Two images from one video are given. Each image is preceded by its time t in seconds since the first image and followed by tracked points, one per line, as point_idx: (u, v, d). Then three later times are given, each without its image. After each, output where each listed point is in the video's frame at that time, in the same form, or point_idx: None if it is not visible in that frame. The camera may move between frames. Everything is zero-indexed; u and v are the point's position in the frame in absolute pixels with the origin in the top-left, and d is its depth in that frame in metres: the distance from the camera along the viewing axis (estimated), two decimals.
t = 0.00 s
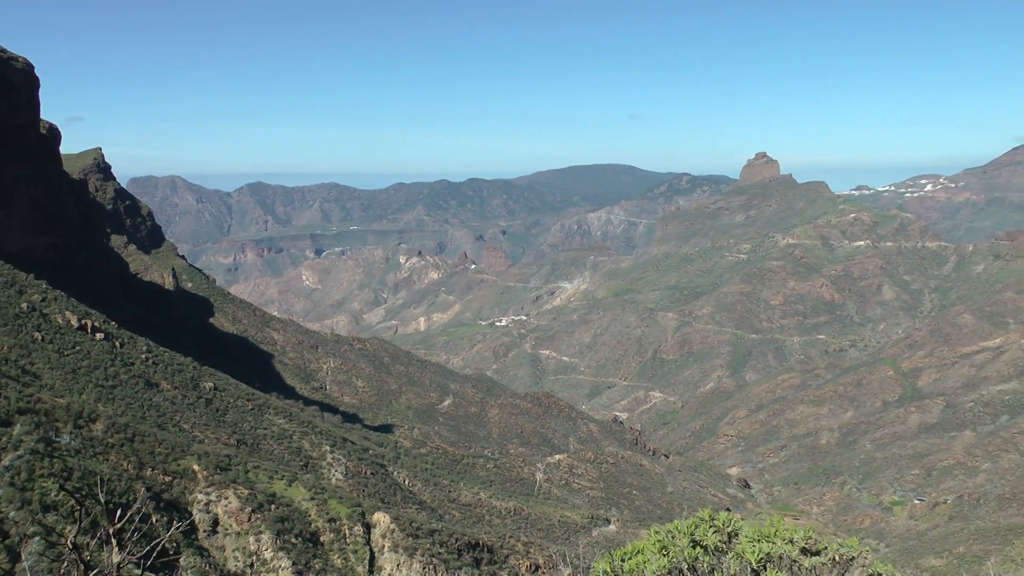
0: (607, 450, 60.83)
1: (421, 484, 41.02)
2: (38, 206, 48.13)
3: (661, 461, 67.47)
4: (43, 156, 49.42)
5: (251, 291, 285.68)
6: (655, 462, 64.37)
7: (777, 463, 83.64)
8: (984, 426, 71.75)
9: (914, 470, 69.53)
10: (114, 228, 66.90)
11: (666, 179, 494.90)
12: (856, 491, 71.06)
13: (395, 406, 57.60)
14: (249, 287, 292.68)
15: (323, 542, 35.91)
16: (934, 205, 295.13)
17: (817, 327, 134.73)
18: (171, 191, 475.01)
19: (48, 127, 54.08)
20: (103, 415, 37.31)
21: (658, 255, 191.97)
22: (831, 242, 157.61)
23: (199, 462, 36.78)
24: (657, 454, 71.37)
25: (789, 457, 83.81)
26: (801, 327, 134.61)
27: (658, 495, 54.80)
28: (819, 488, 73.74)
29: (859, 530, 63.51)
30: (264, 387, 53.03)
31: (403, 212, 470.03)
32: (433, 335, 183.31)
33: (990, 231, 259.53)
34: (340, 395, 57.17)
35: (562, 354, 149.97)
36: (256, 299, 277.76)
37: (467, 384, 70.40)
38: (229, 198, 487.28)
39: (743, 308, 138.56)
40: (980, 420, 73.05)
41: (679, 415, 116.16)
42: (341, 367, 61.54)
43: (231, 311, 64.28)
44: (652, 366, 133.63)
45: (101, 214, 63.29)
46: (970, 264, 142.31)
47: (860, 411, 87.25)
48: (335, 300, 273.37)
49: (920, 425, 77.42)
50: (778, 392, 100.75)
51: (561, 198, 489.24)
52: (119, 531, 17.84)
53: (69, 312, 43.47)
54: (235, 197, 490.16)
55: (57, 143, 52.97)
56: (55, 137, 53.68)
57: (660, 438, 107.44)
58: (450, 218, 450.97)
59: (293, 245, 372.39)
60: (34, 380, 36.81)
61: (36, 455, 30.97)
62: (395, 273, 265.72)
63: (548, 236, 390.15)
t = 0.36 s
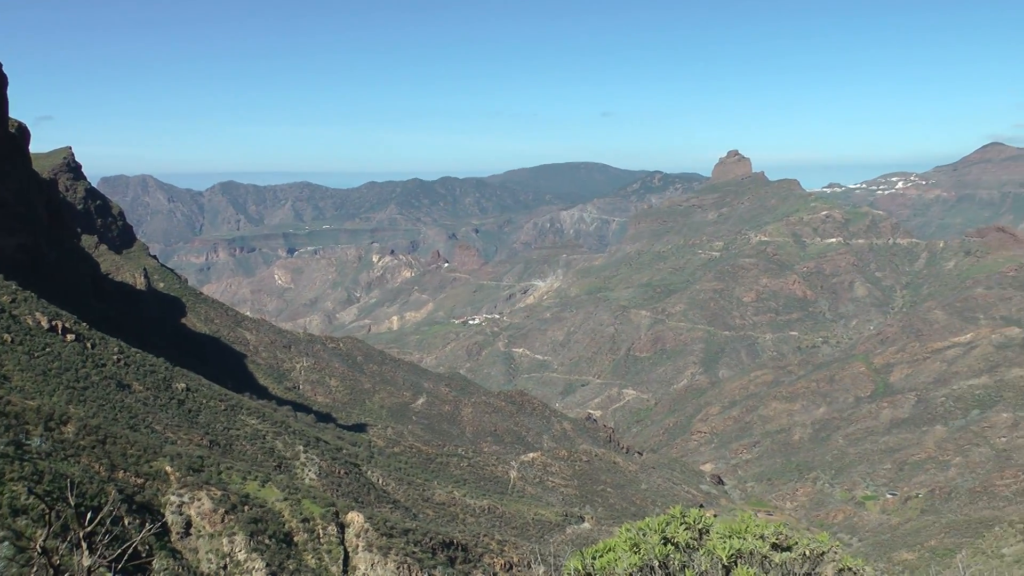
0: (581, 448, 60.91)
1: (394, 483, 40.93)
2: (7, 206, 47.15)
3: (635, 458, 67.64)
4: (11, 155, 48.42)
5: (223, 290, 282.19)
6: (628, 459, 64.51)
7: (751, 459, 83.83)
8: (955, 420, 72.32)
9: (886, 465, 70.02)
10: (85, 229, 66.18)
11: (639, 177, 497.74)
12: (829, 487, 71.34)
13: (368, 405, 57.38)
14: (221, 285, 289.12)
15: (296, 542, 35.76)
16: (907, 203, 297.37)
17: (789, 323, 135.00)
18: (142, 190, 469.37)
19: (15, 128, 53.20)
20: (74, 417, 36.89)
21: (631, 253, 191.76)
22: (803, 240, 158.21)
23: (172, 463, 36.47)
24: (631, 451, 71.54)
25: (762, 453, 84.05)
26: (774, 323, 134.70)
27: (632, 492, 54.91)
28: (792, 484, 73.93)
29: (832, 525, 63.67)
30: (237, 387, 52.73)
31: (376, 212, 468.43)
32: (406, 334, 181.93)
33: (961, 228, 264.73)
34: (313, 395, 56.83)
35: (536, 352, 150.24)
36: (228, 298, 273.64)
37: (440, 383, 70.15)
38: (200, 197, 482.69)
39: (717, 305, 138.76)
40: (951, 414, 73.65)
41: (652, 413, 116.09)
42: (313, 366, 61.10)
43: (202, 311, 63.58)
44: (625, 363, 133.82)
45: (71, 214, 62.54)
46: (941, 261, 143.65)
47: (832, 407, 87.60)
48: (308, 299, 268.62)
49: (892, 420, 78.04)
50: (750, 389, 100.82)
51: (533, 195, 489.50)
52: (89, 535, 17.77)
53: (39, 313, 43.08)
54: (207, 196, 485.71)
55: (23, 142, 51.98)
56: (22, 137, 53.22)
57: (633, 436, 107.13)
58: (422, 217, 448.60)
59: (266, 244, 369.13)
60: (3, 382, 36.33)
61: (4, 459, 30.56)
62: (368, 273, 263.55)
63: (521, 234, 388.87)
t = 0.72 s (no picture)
0: (552, 446, 60.91)
1: (365, 482, 40.80)
2: None
3: (606, 456, 67.84)
4: None
5: (193, 289, 278.87)
6: (600, 457, 64.62)
7: (722, 456, 84.02)
8: (925, 417, 72.86)
9: (856, 461, 70.47)
10: (54, 227, 65.25)
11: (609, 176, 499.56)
12: (800, 483, 71.58)
13: (339, 404, 57.03)
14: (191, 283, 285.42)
15: (268, 542, 35.58)
16: (876, 202, 300.39)
17: (760, 322, 135.19)
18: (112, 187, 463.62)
19: None
20: (42, 418, 36.46)
21: (602, 251, 191.63)
22: (774, 238, 158.37)
23: (142, 463, 36.13)
24: (603, 449, 71.72)
25: (734, 450, 84.27)
26: (744, 322, 134.93)
27: (604, 490, 55.00)
28: (764, 481, 74.10)
29: (803, 521, 63.73)
30: (208, 386, 52.32)
31: (347, 210, 465.96)
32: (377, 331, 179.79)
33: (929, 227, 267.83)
34: (284, 394, 56.36)
35: (507, 350, 149.74)
36: (199, 298, 269.92)
37: (412, 381, 69.77)
38: (170, 194, 477.75)
39: (688, 303, 138.86)
40: (921, 411, 74.21)
41: (624, 411, 116.00)
42: (285, 365, 60.53)
43: (173, 309, 62.70)
44: (597, 361, 133.88)
45: (39, 212, 61.60)
46: (910, 259, 145.08)
47: (803, 404, 87.91)
48: (279, 297, 264.64)
49: (863, 416, 78.61)
50: (721, 386, 100.87)
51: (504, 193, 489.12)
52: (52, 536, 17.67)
53: (7, 312, 42.53)
54: (177, 193, 480.69)
55: None
56: None
57: (605, 433, 106.70)
58: (393, 215, 446.64)
59: (237, 242, 365.43)
60: None
61: None
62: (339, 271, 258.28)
63: (492, 232, 386.74)
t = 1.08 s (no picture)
0: (522, 444, 60.95)
1: (334, 481, 40.64)
2: None
3: (575, 453, 67.97)
4: None
5: (161, 288, 275.48)
6: (569, 455, 64.72)
7: (691, 453, 84.15)
8: (893, 412, 73.38)
9: (824, 457, 70.81)
10: (19, 225, 64.32)
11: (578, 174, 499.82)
12: (768, 479, 71.76)
13: (308, 403, 56.66)
14: (159, 283, 281.82)
15: (237, 542, 35.32)
16: (844, 200, 301.88)
17: (729, 319, 135.23)
18: (79, 186, 458.02)
19: None
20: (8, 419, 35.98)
21: (571, 249, 190.81)
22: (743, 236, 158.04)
23: (111, 464, 35.72)
24: (572, 447, 71.81)
25: (703, 447, 84.43)
26: (713, 318, 135.45)
27: (573, 487, 55.13)
28: (732, 477, 74.15)
29: (773, 517, 63.74)
30: (177, 386, 51.84)
31: (316, 208, 463.45)
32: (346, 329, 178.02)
33: (896, 226, 269.96)
34: (252, 393, 55.93)
35: (476, 348, 148.88)
36: (166, 297, 266.22)
37: (381, 380, 69.37)
38: (137, 192, 472.99)
39: (657, 301, 139.04)
40: (888, 407, 74.74)
41: (594, 409, 115.79)
42: (253, 364, 59.91)
43: (140, 308, 61.75)
44: (566, 359, 134.01)
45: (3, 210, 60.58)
46: (878, 257, 146.01)
47: (772, 401, 88.11)
48: (247, 296, 263.47)
49: (831, 413, 78.96)
50: (690, 383, 100.98)
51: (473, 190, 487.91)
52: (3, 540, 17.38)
53: None
54: (144, 190, 476.05)
55: None
56: None
57: (575, 431, 106.31)
58: (362, 213, 444.30)
59: (205, 240, 361.64)
60: None
61: None
62: (309, 269, 257.72)
63: (461, 230, 384.61)
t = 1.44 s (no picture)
0: (491, 442, 61.01)
1: (304, 480, 40.53)
2: None
3: (544, 451, 68.12)
4: None
5: (128, 288, 270.87)
6: (539, 453, 64.88)
7: (661, 450, 83.62)
8: (861, 408, 73.85)
9: (793, 452, 70.87)
10: None
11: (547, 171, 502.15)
12: (737, 475, 71.49)
13: (277, 402, 56.37)
14: (125, 282, 276.77)
15: (206, 543, 35.01)
16: (812, 197, 303.77)
17: (697, 316, 134.68)
18: (43, 183, 451.25)
19: None
20: None
21: (539, 246, 187.86)
22: (711, 233, 157.09)
23: (78, 466, 35.25)
24: (542, 444, 72.00)
25: (672, 444, 83.99)
26: (681, 316, 135.01)
27: (542, 485, 55.33)
28: (701, 474, 73.75)
29: (742, 512, 63.27)
30: (144, 387, 51.25)
31: (284, 207, 460.35)
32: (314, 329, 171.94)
33: (862, 223, 271.49)
34: (221, 393, 55.57)
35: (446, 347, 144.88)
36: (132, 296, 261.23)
37: (350, 379, 69.03)
38: (103, 190, 467.82)
39: (625, 299, 137.69)
40: (857, 402, 75.23)
41: (563, 406, 114.72)
42: (222, 364, 59.41)
43: (107, 308, 60.95)
44: (536, 357, 131.81)
45: None
46: (845, 253, 147.12)
47: (740, 397, 88.06)
48: (214, 296, 259.20)
49: (799, 408, 79.01)
50: (659, 380, 100.76)
51: (442, 189, 486.49)
52: None
53: None
54: (110, 189, 470.49)
55: None
56: None
57: (544, 429, 105.27)
58: (329, 212, 441.28)
59: (172, 240, 357.19)
60: None
61: None
62: (276, 268, 255.27)
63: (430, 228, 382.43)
